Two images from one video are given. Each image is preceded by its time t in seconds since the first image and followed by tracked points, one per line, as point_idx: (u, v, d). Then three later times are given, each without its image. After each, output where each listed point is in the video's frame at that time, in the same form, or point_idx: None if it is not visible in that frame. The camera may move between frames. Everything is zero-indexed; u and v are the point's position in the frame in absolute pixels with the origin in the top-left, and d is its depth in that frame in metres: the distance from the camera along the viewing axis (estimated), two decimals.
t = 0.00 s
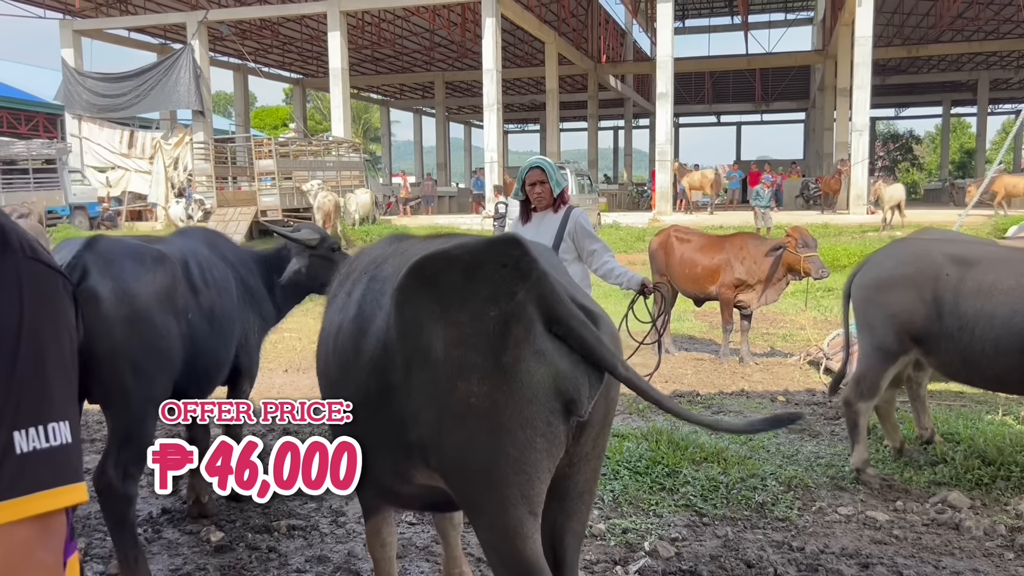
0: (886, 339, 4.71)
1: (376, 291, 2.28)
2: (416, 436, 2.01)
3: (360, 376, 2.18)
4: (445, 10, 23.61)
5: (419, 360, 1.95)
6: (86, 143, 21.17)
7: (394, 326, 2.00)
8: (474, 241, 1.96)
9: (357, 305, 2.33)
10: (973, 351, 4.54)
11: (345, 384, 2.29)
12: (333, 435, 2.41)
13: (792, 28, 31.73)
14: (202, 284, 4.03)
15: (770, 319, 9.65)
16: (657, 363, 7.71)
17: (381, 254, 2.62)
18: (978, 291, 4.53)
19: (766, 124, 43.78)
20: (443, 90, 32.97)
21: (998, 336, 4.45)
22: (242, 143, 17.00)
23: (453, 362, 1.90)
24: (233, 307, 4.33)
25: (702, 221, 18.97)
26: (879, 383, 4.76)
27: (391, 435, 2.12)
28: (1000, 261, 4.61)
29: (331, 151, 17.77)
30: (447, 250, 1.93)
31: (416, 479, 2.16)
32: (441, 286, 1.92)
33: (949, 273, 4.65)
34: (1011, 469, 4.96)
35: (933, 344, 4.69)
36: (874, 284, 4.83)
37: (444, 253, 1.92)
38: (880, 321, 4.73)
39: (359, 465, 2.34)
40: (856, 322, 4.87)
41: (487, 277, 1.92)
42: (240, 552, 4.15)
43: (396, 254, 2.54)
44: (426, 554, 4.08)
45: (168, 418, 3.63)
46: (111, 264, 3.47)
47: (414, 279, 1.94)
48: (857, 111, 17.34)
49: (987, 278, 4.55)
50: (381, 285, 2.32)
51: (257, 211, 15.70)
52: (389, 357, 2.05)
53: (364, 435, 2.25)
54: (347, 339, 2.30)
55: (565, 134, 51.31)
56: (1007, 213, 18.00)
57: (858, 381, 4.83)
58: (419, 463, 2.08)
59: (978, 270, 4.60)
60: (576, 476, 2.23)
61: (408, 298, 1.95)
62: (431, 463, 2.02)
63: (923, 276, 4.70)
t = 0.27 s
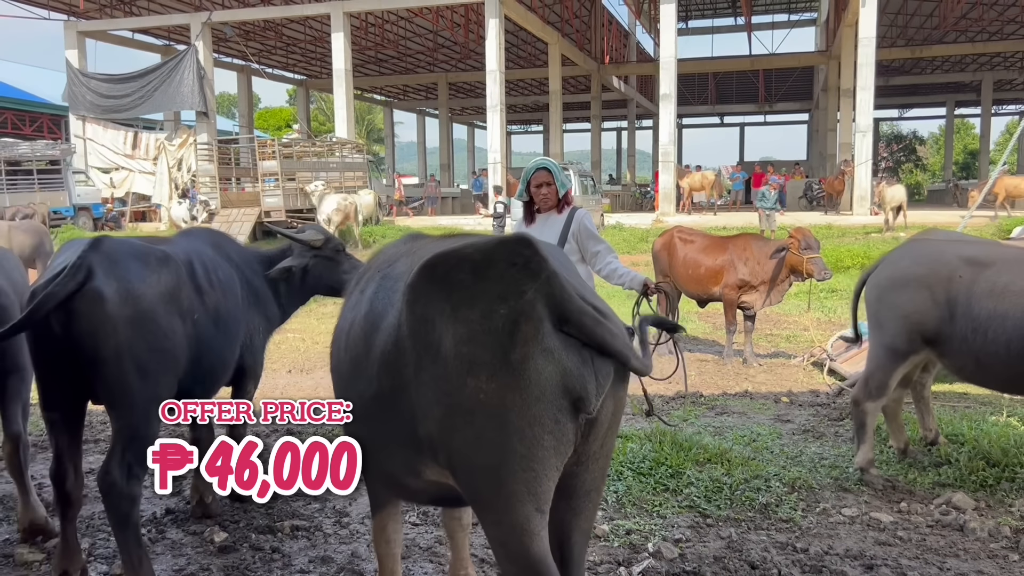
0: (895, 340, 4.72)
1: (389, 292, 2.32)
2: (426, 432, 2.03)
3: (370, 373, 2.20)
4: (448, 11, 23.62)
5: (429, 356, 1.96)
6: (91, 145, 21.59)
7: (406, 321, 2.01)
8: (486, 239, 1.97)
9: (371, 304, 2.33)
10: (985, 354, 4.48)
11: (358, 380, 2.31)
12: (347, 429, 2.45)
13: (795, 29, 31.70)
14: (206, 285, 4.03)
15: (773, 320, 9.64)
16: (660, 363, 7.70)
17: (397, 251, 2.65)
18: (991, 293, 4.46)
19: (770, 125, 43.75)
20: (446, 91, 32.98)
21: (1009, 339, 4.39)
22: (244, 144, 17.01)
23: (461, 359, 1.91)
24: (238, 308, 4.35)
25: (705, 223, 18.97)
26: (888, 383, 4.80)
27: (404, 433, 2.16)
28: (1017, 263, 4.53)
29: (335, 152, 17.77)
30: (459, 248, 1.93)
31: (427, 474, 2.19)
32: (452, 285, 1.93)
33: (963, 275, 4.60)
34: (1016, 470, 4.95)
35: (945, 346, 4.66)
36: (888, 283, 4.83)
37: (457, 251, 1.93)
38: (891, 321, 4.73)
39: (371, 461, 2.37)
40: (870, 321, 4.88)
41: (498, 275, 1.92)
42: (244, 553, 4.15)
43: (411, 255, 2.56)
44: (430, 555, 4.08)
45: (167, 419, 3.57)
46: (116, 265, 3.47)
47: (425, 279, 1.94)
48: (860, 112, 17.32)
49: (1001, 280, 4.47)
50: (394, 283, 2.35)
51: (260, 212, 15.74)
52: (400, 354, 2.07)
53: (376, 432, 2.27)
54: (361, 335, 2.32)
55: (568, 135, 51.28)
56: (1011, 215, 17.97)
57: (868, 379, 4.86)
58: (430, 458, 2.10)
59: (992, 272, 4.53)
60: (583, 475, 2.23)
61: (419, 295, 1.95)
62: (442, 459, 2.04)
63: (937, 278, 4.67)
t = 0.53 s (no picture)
0: (907, 338, 4.71)
1: (403, 289, 2.37)
2: (432, 426, 2.07)
3: (384, 367, 2.26)
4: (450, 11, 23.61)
5: (435, 351, 2.00)
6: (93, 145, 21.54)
7: (415, 317, 2.05)
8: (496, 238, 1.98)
9: (383, 302, 2.43)
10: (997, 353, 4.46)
11: (372, 373, 2.36)
12: (362, 421, 2.51)
13: (798, 29, 31.64)
14: (208, 286, 4.04)
15: (776, 321, 9.63)
16: (661, 364, 7.71)
17: (415, 249, 2.70)
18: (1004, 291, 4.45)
19: (772, 125, 43.71)
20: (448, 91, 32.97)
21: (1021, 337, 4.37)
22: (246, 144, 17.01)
23: (463, 355, 1.94)
24: (240, 309, 4.36)
25: (707, 223, 18.95)
26: (902, 383, 4.78)
27: (414, 427, 2.20)
28: None
29: (337, 153, 17.75)
30: (470, 245, 1.94)
31: (434, 468, 2.23)
32: (458, 281, 1.95)
33: (977, 273, 4.59)
34: (1019, 471, 4.94)
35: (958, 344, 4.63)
36: (903, 282, 4.81)
37: (467, 249, 1.95)
38: (905, 319, 4.72)
39: (384, 454, 2.43)
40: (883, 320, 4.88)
41: (504, 274, 1.93)
42: (247, 553, 4.16)
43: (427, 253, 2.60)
44: (431, 555, 4.09)
45: (168, 418, 3.73)
46: (117, 265, 3.48)
47: (433, 276, 1.97)
48: (863, 112, 17.30)
49: (1016, 279, 4.45)
50: (409, 281, 2.40)
51: (262, 213, 15.80)
52: (410, 348, 2.12)
53: (388, 425, 2.32)
54: (377, 330, 2.38)
55: (571, 135, 51.22)
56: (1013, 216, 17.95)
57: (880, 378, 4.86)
58: (434, 453, 2.14)
59: (1007, 270, 4.51)
60: (587, 476, 2.22)
61: (426, 292, 1.99)
62: (446, 453, 2.07)
63: (952, 276, 4.65)
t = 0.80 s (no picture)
0: (934, 343, 4.75)
1: (413, 288, 2.39)
2: (438, 423, 2.09)
3: (393, 364, 2.29)
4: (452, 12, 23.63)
5: (440, 348, 2.01)
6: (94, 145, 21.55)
7: (421, 315, 2.07)
8: (500, 236, 1.96)
9: (394, 303, 2.48)
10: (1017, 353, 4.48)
11: (383, 370, 2.40)
12: (375, 417, 2.55)
13: (799, 30, 31.65)
14: (211, 285, 4.03)
15: (777, 321, 9.63)
16: (661, 365, 7.71)
17: (428, 249, 2.73)
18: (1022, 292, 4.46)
19: (773, 126, 43.77)
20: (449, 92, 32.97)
21: None
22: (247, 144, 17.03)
23: (465, 355, 1.94)
24: (244, 308, 4.36)
25: (708, 223, 18.96)
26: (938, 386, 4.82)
27: (422, 423, 2.23)
28: None
29: (338, 152, 17.74)
30: (472, 245, 1.91)
31: (441, 464, 2.27)
32: (461, 280, 1.93)
33: (994, 276, 4.61)
34: (1021, 470, 4.94)
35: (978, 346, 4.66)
36: (918, 286, 4.84)
37: (471, 248, 1.91)
38: (926, 325, 4.76)
39: (397, 449, 2.47)
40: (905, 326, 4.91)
41: (506, 273, 1.91)
42: (248, 552, 4.16)
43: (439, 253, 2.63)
44: (434, 554, 4.09)
45: (168, 418, 3.66)
46: (119, 265, 3.47)
47: (436, 274, 1.97)
48: (864, 113, 17.30)
49: None
50: (418, 279, 2.43)
51: (263, 213, 15.84)
52: (416, 345, 2.14)
53: (398, 421, 2.35)
54: (388, 327, 2.40)
55: (572, 135, 51.23)
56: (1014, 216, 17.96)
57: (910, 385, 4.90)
58: (440, 449, 2.18)
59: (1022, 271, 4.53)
60: (591, 475, 2.24)
61: (431, 290, 1.99)
62: (451, 450, 2.10)
63: (968, 277, 4.69)
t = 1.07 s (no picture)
0: (955, 351, 4.73)
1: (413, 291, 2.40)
2: (437, 424, 2.10)
3: (392, 367, 2.30)
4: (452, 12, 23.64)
5: (438, 350, 2.02)
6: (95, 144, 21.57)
7: (418, 317, 2.08)
8: (496, 238, 1.97)
9: (392, 306, 2.51)
10: None
11: (382, 372, 2.41)
12: (375, 418, 2.57)
13: (799, 30, 31.63)
14: (211, 286, 4.04)
15: (776, 321, 9.63)
16: (661, 365, 7.72)
17: (428, 251, 2.75)
18: None
19: (773, 125, 43.80)
20: (449, 91, 32.97)
21: None
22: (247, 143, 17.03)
23: (463, 356, 1.95)
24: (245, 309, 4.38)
25: (707, 223, 18.96)
26: (972, 393, 4.78)
27: (420, 424, 2.23)
28: None
29: (338, 152, 17.74)
30: (468, 248, 1.93)
31: (440, 465, 2.28)
32: (457, 282, 1.94)
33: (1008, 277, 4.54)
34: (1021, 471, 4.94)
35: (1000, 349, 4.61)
36: (934, 295, 4.80)
37: (466, 250, 1.93)
38: (945, 334, 4.74)
39: (397, 450, 2.49)
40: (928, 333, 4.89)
41: (502, 274, 1.92)
42: (249, 551, 4.17)
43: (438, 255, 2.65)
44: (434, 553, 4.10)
45: (168, 418, 3.68)
46: (119, 264, 3.47)
47: (432, 277, 1.98)
48: (864, 113, 17.30)
49: None
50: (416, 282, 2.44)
51: (263, 212, 15.86)
52: (414, 347, 2.15)
53: (397, 423, 2.36)
54: (388, 330, 2.42)
55: (572, 135, 51.23)
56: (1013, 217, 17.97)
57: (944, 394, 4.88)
58: (439, 450, 2.19)
59: None
60: (590, 474, 2.24)
61: (428, 292, 2.00)
62: (450, 451, 2.12)
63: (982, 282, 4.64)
